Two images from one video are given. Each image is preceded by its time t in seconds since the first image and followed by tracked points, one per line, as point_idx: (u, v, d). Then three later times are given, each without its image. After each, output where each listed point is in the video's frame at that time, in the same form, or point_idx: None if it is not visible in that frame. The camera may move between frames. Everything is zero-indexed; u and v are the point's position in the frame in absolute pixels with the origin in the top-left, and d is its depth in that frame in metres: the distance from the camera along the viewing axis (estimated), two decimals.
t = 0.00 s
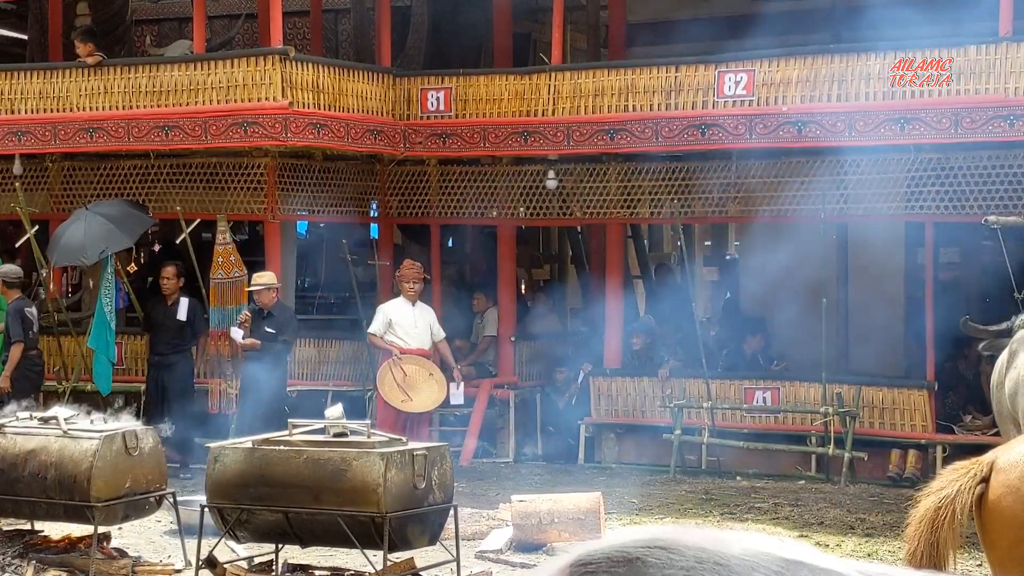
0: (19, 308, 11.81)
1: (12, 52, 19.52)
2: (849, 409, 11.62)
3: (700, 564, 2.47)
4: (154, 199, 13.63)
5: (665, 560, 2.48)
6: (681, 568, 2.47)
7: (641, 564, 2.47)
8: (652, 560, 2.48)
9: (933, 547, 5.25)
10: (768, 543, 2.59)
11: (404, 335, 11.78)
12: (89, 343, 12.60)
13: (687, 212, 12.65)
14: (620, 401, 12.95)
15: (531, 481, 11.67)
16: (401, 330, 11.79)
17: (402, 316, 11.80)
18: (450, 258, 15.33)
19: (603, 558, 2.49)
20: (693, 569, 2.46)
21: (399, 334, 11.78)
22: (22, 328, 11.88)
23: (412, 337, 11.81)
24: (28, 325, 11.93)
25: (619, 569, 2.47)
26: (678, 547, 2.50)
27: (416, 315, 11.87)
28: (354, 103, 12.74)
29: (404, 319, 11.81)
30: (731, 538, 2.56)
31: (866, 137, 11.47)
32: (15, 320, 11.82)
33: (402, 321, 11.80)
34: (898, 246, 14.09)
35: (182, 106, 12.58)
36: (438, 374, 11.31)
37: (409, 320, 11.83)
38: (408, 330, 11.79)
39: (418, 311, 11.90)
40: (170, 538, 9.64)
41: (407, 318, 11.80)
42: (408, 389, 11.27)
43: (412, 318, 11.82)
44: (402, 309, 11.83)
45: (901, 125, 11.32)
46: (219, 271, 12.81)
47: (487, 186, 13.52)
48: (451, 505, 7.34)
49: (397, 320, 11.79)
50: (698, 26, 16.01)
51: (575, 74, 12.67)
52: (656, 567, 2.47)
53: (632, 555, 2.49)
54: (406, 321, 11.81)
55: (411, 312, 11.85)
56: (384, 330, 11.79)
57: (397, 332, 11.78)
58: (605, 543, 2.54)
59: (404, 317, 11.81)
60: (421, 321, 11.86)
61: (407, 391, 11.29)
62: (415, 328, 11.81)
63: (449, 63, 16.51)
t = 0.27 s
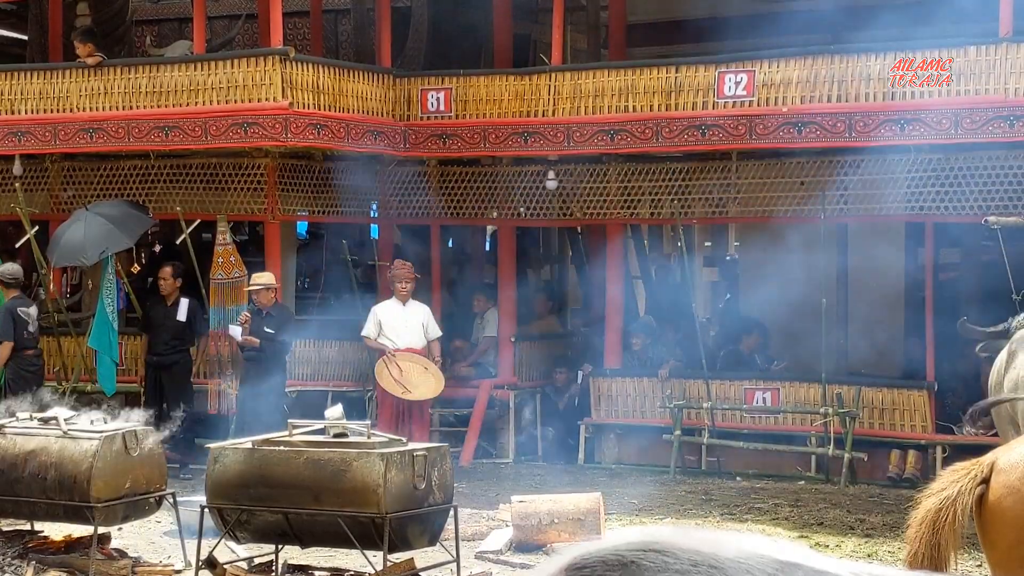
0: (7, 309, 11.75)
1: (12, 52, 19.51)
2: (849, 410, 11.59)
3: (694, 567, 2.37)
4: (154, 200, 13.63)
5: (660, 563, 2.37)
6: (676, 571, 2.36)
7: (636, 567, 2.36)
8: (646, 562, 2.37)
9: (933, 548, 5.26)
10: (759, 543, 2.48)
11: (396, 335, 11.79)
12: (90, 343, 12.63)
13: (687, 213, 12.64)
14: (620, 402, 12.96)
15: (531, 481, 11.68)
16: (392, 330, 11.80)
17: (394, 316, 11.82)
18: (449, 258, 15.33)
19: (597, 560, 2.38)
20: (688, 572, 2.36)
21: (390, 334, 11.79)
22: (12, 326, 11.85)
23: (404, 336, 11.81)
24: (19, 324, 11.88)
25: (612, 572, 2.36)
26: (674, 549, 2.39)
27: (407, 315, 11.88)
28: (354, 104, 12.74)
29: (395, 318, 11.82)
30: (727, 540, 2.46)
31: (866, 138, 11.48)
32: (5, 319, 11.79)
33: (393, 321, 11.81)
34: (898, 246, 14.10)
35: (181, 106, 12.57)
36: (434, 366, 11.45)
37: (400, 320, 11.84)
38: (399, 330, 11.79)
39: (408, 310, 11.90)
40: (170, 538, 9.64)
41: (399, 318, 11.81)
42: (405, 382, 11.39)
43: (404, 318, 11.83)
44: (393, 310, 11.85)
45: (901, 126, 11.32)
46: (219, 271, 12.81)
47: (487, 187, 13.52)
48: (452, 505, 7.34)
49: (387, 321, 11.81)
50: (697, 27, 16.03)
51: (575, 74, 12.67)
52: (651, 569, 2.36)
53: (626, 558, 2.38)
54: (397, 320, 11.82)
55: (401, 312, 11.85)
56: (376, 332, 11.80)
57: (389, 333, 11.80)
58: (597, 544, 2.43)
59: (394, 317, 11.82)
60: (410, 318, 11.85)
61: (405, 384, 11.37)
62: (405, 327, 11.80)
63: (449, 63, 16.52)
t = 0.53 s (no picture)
0: (9, 309, 11.71)
1: (12, 53, 19.51)
2: (849, 410, 11.58)
3: (691, 568, 2.48)
4: (154, 201, 13.63)
5: (657, 564, 2.48)
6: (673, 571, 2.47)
7: (633, 568, 2.47)
8: (644, 564, 2.47)
9: (935, 550, 5.29)
10: (753, 542, 2.60)
11: (388, 336, 11.77)
12: (92, 343, 12.63)
13: (687, 214, 12.64)
14: (620, 403, 12.96)
15: (531, 482, 11.68)
16: (384, 333, 11.78)
17: (386, 317, 11.79)
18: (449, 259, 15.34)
19: (596, 560, 2.48)
20: (685, 573, 2.47)
21: (383, 337, 11.76)
22: (13, 326, 11.82)
23: (397, 338, 11.79)
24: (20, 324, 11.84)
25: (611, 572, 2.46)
26: (669, 550, 2.50)
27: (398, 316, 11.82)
28: (355, 104, 12.75)
29: (386, 319, 11.79)
30: (721, 541, 2.57)
31: (866, 138, 11.48)
32: (6, 319, 11.76)
33: (385, 323, 11.78)
34: (898, 247, 14.09)
35: (181, 107, 12.57)
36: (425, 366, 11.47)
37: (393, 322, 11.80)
38: (392, 331, 11.78)
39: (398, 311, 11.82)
40: (170, 539, 9.64)
41: (390, 320, 11.78)
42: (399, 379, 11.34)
43: (394, 319, 11.79)
44: (384, 312, 11.81)
45: (901, 127, 11.34)
46: (219, 272, 12.82)
47: (488, 188, 13.52)
48: (452, 505, 7.35)
49: (378, 324, 11.78)
50: (697, 27, 16.02)
51: (576, 75, 12.66)
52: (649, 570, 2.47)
53: (624, 559, 2.47)
54: (389, 321, 11.79)
55: (392, 313, 11.80)
56: (371, 335, 11.78)
57: (381, 335, 11.77)
58: (596, 545, 2.52)
59: (386, 319, 11.79)
60: (400, 319, 11.81)
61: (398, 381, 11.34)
62: (395, 328, 11.78)
63: (449, 64, 16.52)
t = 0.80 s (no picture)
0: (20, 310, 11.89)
1: (12, 53, 19.51)
2: (850, 411, 11.51)
3: (674, 565, 2.40)
4: (154, 201, 13.63)
5: (639, 562, 2.40)
6: (655, 569, 2.39)
7: (615, 565, 2.40)
8: (626, 561, 2.40)
9: (936, 551, 5.30)
10: (742, 542, 2.49)
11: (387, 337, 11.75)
12: (97, 343, 12.65)
13: (687, 215, 12.63)
14: (620, 404, 12.96)
15: (531, 483, 11.68)
16: (382, 334, 11.75)
17: (384, 319, 11.76)
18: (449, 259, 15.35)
19: (577, 558, 2.42)
20: (667, 570, 2.39)
21: (381, 338, 11.73)
22: (24, 328, 11.99)
23: (396, 339, 11.77)
24: (33, 327, 12.01)
25: (593, 569, 2.39)
26: (652, 548, 2.43)
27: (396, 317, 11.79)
28: (355, 105, 12.75)
29: (384, 319, 11.76)
30: (705, 539, 2.49)
31: (866, 139, 11.49)
32: (17, 320, 11.93)
33: (383, 325, 11.75)
34: (898, 247, 14.08)
35: (182, 108, 12.58)
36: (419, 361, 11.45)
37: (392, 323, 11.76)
38: (390, 333, 11.75)
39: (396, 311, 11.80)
40: (170, 539, 9.65)
41: (388, 321, 11.75)
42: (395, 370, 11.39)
43: (393, 321, 11.76)
44: (383, 314, 11.78)
45: (901, 127, 11.35)
46: (220, 272, 12.82)
47: (488, 188, 13.53)
48: (452, 506, 7.34)
49: (377, 325, 11.76)
50: (698, 28, 16.02)
51: (576, 75, 12.64)
52: (631, 568, 2.39)
53: (606, 556, 2.41)
54: (387, 322, 11.75)
55: (390, 315, 11.77)
56: (369, 338, 11.78)
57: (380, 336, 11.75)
58: (582, 543, 2.47)
59: (385, 320, 11.76)
60: (398, 320, 11.77)
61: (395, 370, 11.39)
62: (393, 330, 11.75)
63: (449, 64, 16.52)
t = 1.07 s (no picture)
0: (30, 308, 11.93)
1: (12, 53, 19.50)
2: (850, 411, 11.48)
3: (655, 561, 2.42)
4: (154, 201, 13.63)
5: (622, 558, 2.41)
6: (638, 565, 2.40)
7: (599, 562, 2.40)
8: (609, 557, 2.41)
9: (935, 550, 5.29)
10: (719, 540, 2.55)
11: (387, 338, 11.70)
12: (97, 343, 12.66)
13: (687, 215, 12.63)
14: (620, 404, 12.97)
15: (531, 483, 11.69)
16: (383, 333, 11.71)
17: (386, 318, 11.72)
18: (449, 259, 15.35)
19: (561, 556, 2.41)
20: (649, 566, 2.41)
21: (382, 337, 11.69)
22: (33, 327, 12.02)
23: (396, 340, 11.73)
24: (42, 327, 12.05)
25: (578, 566, 2.39)
26: (635, 545, 2.45)
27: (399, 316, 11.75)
28: (356, 105, 12.75)
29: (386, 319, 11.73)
30: (685, 538, 2.52)
31: (866, 139, 11.48)
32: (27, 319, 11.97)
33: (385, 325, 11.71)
34: (898, 247, 14.10)
35: (182, 107, 12.58)
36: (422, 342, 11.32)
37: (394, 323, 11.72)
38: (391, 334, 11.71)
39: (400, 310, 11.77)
40: (170, 540, 9.65)
41: (391, 320, 11.71)
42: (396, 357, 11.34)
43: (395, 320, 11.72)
44: (386, 314, 11.74)
45: (901, 127, 11.34)
46: (220, 272, 12.80)
47: (488, 188, 13.52)
48: (452, 506, 7.34)
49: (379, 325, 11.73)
50: (698, 28, 16.04)
51: (577, 76, 12.67)
52: (614, 564, 2.40)
53: (590, 553, 2.41)
54: (389, 322, 11.70)
55: (393, 315, 11.74)
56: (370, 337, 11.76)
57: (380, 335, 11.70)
58: (564, 541, 2.47)
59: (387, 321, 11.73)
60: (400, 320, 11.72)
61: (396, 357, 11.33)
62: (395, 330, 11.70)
63: (449, 64, 16.54)
